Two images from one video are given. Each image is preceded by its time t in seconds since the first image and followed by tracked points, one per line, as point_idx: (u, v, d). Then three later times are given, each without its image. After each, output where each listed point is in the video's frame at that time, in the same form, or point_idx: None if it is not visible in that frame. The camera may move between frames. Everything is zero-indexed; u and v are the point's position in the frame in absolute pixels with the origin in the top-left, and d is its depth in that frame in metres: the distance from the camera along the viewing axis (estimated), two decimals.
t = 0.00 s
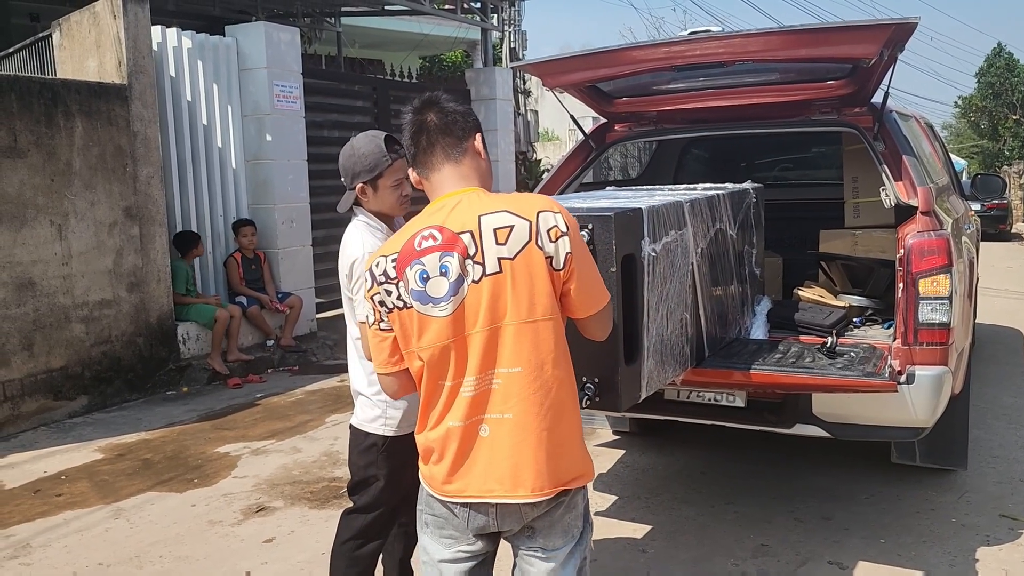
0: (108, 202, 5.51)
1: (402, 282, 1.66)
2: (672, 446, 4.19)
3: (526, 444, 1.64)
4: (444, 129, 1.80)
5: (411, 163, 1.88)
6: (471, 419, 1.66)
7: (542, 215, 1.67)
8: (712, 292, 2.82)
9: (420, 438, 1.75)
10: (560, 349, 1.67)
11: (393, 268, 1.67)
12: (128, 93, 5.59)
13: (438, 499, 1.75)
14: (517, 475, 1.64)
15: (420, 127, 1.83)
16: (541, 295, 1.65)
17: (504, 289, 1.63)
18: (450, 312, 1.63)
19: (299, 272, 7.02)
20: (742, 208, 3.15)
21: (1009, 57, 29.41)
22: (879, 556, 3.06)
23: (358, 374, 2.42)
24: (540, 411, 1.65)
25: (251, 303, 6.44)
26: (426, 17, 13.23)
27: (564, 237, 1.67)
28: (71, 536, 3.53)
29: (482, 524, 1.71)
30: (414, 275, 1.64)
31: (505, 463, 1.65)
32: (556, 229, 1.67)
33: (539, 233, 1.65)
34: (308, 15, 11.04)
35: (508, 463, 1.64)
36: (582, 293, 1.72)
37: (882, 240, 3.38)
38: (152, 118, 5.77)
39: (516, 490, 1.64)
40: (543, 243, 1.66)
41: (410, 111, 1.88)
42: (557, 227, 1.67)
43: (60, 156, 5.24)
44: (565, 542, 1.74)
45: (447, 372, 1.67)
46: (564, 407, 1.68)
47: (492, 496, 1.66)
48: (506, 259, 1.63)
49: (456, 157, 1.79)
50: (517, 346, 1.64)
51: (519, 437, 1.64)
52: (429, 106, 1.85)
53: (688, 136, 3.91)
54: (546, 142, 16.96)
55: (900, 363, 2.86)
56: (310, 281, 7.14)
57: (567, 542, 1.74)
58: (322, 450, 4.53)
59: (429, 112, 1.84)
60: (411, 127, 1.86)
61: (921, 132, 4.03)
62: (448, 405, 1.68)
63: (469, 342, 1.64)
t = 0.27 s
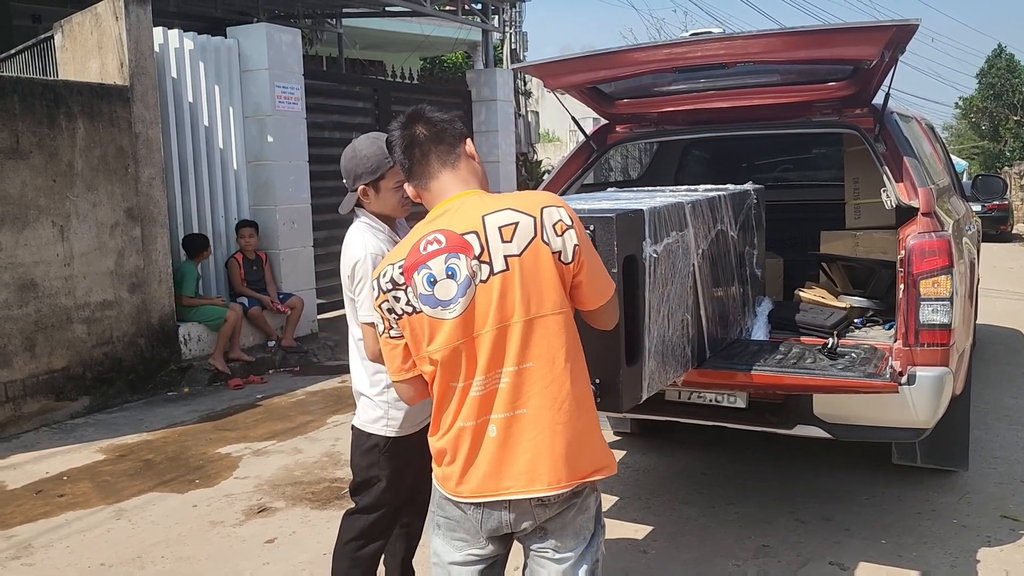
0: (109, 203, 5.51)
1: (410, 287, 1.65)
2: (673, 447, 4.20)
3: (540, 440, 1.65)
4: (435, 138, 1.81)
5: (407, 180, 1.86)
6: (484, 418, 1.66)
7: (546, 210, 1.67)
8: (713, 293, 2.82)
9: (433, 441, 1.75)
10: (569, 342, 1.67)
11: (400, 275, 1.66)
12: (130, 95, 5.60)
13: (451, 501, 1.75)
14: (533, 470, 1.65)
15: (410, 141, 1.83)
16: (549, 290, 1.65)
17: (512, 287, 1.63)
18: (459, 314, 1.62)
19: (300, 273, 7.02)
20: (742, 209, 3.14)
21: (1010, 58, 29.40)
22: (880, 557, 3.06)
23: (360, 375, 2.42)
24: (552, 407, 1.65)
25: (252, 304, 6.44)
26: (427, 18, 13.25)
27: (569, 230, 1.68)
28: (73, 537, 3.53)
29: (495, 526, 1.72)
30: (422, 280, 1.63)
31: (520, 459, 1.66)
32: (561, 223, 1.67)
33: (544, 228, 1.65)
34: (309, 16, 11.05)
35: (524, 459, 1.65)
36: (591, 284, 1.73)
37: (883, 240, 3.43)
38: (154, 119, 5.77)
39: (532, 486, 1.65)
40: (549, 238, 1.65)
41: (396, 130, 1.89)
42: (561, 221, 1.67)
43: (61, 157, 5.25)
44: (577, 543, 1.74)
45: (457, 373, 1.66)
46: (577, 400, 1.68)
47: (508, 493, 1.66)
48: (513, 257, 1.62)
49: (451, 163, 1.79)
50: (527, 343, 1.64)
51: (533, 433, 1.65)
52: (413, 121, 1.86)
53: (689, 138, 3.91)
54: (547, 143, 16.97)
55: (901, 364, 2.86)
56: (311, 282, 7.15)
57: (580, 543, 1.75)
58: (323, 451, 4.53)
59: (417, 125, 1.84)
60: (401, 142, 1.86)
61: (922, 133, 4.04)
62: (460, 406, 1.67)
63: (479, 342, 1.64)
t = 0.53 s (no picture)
0: (111, 202, 5.51)
1: (414, 287, 1.64)
2: (673, 447, 4.20)
3: (546, 435, 1.65)
4: (429, 140, 1.81)
5: (404, 182, 1.85)
6: (489, 415, 1.66)
7: (548, 206, 1.67)
8: (714, 293, 2.81)
9: (437, 439, 1.75)
10: (574, 337, 1.68)
11: (404, 274, 1.66)
12: (131, 93, 5.60)
13: (455, 499, 1.75)
14: (539, 465, 1.65)
15: (405, 145, 1.83)
16: (553, 286, 1.65)
17: (516, 284, 1.62)
18: (464, 312, 1.62)
19: (301, 272, 7.03)
20: (744, 208, 3.13)
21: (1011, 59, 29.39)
22: (881, 557, 3.06)
23: (362, 373, 2.42)
24: (558, 403, 1.65)
25: (253, 303, 6.44)
26: (428, 18, 13.26)
27: (573, 226, 1.68)
28: (73, 535, 3.53)
29: (500, 523, 1.71)
30: (426, 279, 1.63)
31: (526, 455, 1.66)
32: (564, 218, 1.67)
33: (547, 224, 1.65)
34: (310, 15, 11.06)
35: (530, 455, 1.66)
36: (594, 279, 1.74)
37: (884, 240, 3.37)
38: (156, 118, 5.78)
39: (538, 481, 1.65)
40: (553, 234, 1.66)
41: (391, 136, 1.89)
42: (564, 217, 1.67)
43: (63, 156, 5.25)
44: (581, 540, 1.75)
45: (462, 371, 1.66)
46: (582, 395, 1.68)
47: (514, 489, 1.67)
48: (516, 254, 1.62)
49: (449, 163, 1.79)
50: (532, 339, 1.64)
51: (539, 428, 1.65)
52: (407, 124, 1.86)
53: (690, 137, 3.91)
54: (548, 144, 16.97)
55: (902, 363, 2.86)
56: (312, 281, 7.15)
57: (583, 540, 1.75)
58: (324, 450, 4.53)
59: (411, 128, 1.85)
60: (396, 147, 1.86)
61: (924, 133, 4.04)
62: (465, 403, 1.67)
63: (484, 340, 1.63)
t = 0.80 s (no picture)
0: (116, 203, 5.53)
1: (421, 287, 1.65)
2: (677, 449, 4.20)
3: (550, 438, 1.65)
4: (438, 142, 1.82)
5: (414, 185, 1.86)
6: (494, 417, 1.67)
7: (555, 209, 1.67)
8: (720, 295, 2.81)
9: (442, 439, 1.76)
10: (578, 341, 1.68)
11: (412, 275, 1.67)
12: (136, 95, 5.61)
13: (461, 499, 1.76)
14: (543, 468, 1.65)
15: (414, 147, 1.83)
16: (559, 288, 1.65)
17: (522, 286, 1.63)
18: (470, 313, 1.62)
19: (305, 274, 7.04)
20: (749, 211, 3.12)
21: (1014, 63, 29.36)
22: (886, 560, 3.06)
23: (368, 374, 2.42)
24: (561, 405, 1.65)
25: (256, 304, 6.45)
26: (431, 20, 13.29)
27: (579, 229, 1.68)
28: (78, 536, 3.54)
29: (505, 524, 1.72)
30: (432, 279, 1.64)
31: (529, 457, 1.66)
32: (570, 222, 1.67)
33: (553, 227, 1.66)
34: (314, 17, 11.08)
35: (534, 458, 1.66)
36: (600, 283, 1.74)
37: (888, 243, 3.32)
38: (161, 119, 5.79)
39: (542, 484, 1.65)
40: (559, 237, 1.66)
41: (400, 138, 1.90)
42: (570, 220, 1.67)
43: (69, 157, 5.27)
44: (586, 543, 1.75)
45: (467, 372, 1.67)
46: (586, 399, 1.68)
47: (518, 491, 1.67)
48: (522, 256, 1.62)
49: (458, 165, 1.80)
50: (537, 342, 1.64)
51: (542, 431, 1.65)
52: (415, 126, 1.86)
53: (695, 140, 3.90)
54: (551, 146, 16.99)
55: (908, 366, 2.87)
56: (316, 283, 7.16)
57: (589, 542, 1.75)
58: (328, 451, 4.54)
59: (419, 130, 1.85)
60: (406, 149, 1.87)
61: (929, 137, 4.04)
62: (470, 405, 1.68)
63: (489, 342, 1.64)
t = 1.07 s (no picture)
0: (119, 204, 5.54)
1: (429, 290, 1.66)
2: (679, 452, 4.20)
3: (555, 444, 1.65)
4: (447, 144, 1.82)
5: (424, 188, 1.87)
6: (499, 421, 1.67)
7: (564, 214, 1.67)
8: (723, 299, 2.81)
9: (448, 442, 1.77)
10: (584, 347, 1.67)
11: (420, 278, 1.68)
12: (139, 96, 5.62)
13: (467, 503, 1.77)
14: (547, 474, 1.66)
15: (425, 149, 1.84)
16: (566, 294, 1.65)
17: (528, 291, 1.63)
18: (477, 317, 1.63)
19: (307, 276, 7.04)
20: (753, 216, 3.12)
21: (1015, 67, 29.39)
22: (888, 564, 3.06)
23: (372, 377, 2.43)
24: (566, 411, 1.65)
25: (258, 306, 6.45)
26: (433, 22, 13.31)
27: (587, 235, 1.68)
28: (80, 537, 3.54)
29: (510, 528, 1.72)
30: (440, 283, 1.65)
31: (534, 462, 1.67)
32: (579, 227, 1.67)
33: (561, 233, 1.65)
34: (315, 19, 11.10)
35: (539, 463, 1.66)
36: (608, 289, 1.73)
37: (891, 248, 3.35)
38: (164, 120, 5.80)
39: (546, 490, 1.65)
40: (567, 243, 1.66)
41: (409, 139, 1.90)
42: (579, 226, 1.67)
43: (72, 158, 5.27)
44: (591, 547, 1.76)
45: (473, 376, 1.67)
46: (592, 405, 1.68)
47: (522, 497, 1.67)
48: (529, 261, 1.62)
49: (468, 168, 1.80)
50: (543, 348, 1.64)
51: (547, 436, 1.65)
52: (426, 128, 1.86)
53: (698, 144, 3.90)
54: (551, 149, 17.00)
55: (910, 371, 2.86)
56: (317, 285, 7.16)
57: (594, 547, 1.76)
58: (330, 453, 4.54)
59: (430, 132, 1.85)
60: (416, 150, 1.87)
61: (931, 141, 4.04)
62: (475, 409, 1.69)
63: (495, 346, 1.64)
